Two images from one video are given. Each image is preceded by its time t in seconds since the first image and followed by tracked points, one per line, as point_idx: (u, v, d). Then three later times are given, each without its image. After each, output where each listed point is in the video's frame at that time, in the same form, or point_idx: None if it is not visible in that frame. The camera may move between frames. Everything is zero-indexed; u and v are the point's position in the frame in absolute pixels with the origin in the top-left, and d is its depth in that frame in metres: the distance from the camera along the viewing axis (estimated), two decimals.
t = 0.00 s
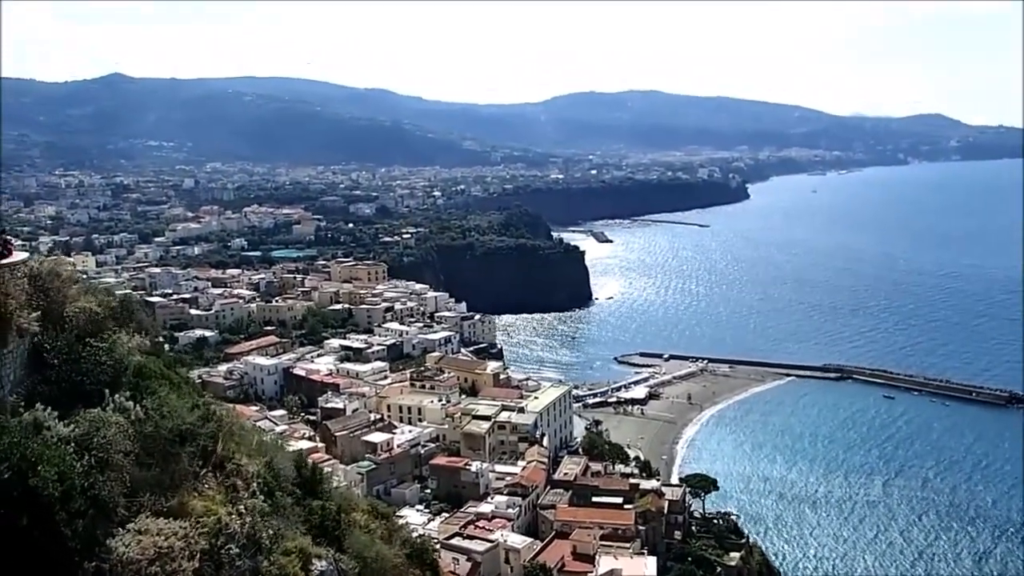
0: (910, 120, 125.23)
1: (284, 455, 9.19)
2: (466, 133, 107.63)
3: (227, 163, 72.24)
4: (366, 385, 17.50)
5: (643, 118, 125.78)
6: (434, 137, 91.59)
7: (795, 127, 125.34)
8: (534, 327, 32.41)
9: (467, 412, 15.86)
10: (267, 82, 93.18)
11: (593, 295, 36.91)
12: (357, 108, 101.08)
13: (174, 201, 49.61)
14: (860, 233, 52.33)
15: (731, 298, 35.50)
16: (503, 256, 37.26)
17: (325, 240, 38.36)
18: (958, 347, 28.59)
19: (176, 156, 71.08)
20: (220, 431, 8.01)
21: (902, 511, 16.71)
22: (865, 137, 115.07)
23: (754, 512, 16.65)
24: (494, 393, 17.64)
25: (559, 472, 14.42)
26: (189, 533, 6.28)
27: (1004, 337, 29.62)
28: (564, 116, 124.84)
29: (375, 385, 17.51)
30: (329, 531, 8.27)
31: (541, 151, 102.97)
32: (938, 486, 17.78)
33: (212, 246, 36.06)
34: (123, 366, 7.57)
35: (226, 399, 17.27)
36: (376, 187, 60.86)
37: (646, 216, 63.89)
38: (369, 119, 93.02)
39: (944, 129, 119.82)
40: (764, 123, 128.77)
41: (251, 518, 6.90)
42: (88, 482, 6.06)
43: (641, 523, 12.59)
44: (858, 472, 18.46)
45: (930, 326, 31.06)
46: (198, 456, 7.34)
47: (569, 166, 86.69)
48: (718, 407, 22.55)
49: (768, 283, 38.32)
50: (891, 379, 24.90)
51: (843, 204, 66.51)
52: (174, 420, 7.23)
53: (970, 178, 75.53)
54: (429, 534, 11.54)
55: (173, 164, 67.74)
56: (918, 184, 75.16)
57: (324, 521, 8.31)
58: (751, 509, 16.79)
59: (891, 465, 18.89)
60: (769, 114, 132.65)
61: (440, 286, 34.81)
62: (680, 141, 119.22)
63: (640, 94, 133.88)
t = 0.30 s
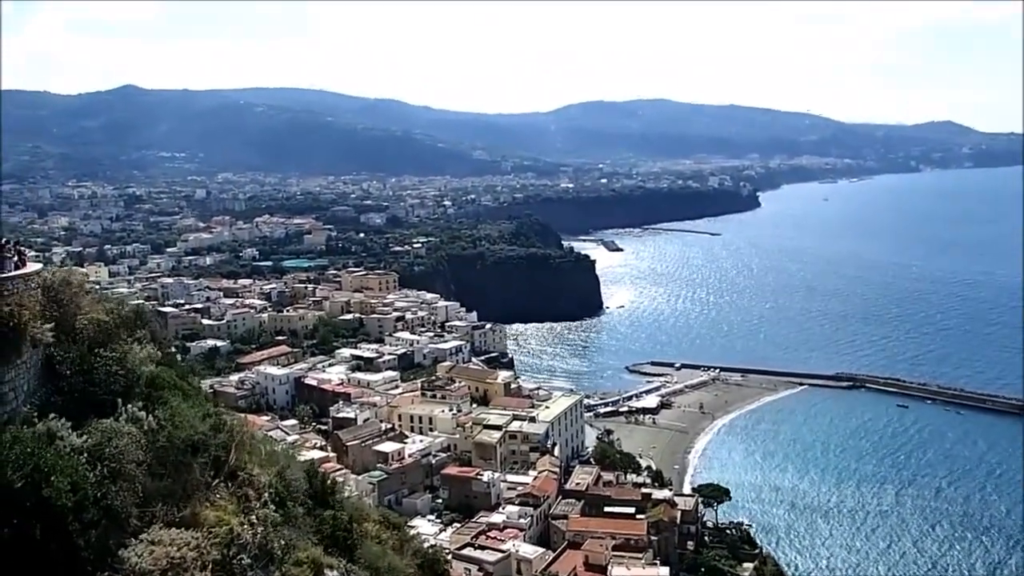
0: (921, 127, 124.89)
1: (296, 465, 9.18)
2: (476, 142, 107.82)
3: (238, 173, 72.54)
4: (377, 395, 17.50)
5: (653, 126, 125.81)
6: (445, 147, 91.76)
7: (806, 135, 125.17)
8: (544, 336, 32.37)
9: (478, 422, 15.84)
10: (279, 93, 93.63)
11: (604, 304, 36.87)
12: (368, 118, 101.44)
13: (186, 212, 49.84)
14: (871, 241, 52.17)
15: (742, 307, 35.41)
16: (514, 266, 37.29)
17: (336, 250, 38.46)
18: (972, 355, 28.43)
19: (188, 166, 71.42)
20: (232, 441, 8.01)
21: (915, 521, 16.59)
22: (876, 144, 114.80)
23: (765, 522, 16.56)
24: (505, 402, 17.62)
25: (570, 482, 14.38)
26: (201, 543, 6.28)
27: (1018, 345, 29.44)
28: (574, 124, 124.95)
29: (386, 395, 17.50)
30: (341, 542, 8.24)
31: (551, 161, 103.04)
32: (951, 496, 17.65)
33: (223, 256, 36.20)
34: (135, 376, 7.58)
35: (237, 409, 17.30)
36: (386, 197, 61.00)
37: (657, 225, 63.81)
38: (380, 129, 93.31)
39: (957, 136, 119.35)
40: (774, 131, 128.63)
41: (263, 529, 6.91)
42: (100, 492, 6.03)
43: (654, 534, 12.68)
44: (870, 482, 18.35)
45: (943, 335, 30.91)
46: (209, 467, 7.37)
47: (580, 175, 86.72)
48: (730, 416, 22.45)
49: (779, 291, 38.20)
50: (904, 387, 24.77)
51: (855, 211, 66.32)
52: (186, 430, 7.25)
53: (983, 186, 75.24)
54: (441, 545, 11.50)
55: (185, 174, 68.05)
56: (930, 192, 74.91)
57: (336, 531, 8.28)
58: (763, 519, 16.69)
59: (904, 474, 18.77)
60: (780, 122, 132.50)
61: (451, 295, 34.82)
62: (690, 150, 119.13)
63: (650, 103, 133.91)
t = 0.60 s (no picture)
0: (940, 139, 124.33)
1: (313, 479, 9.18)
2: (492, 157, 108.13)
3: (256, 189, 73.00)
4: (393, 409, 17.51)
5: (668, 139, 125.79)
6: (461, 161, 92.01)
7: (823, 147, 124.84)
8: (560, 350, 32.30)
9: (494, 437, 15.83)
10: (296, 109, 94.28)
11: (620, 318, 36.75)
12: (384, 133, 101.95)
13: (204, 227, 50.19)
14: (890, 252, 51.88)
15: (758, 320, 35.24)
16: (530, 279, 37.26)
17: (352, 264, 38.60)
18: (994, 368, 28.17)
19: (206, 182, 71.94)
20: (249, 456, 8.03)
21: (935, 538, 16.39)
22: (894, 157, 114.34)
23: (782, 538, 16.40)
24: (521, 416, 17.59)
25: (588, 497, 14.32)
26: (218, 558, 6.27)
27: None
28: (590, 138, 125.06)
29: (403, 409, 17.51)
30: (357, 556, 8.23)
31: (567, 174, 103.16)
32: (971, 511, 17.44)
33: (241, 271, 36.41)
34: (154, 391, 7.60)
35: (254, 424, 17.35)
36: (402, 211, 61.20)
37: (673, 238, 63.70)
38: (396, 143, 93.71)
39: (976, 148, 118.65)
40: (791, 143, 128.33)
41: (279, 543, 6.91)
42: (119, 506, 6.01)
43: (672, 549, 12.58)
44: (889, 497, 18.16)
45: (964, 347, 30.65)
46: (227, 481, 7.39)
47: (595, 188, 86.72)
48: (749, 431, 22.30)
49: (796, 304, 38.00)
50: (924, 401, 24.54)
51: (874, 224, 66.02)
52: (202, 445, 7.27)
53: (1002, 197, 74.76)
54: (457, 560, 11.47)
55: (203, 189, 68.53)
56: (948, 203, 74.52)
57: (352, 545, 8.27)
58: (780, 535, 16.55)
59: (923, 489, 18.57)
60: (797, 135, 132.22)
61: (467, 309, 34.84)
62: (706, 163, 119.00)
63: (665, 116, 133.94)
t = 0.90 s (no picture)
0: (957, 149, 123.69)
1: (329, 493, 9.19)
2: (507, 170, 108.31)
3: (272, 203, 73.38)
4: (409, 422, 17.51)
5: (683, 152, 125.69)
6: (475, 174, 92.21)
7: (839, 158, 124.42)
8: (576, 363, 32.23)
9: (510, 450, 15.80)
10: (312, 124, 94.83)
11: (635, 330, 36.63)
12: (400, 146, 102.35)
13: (221, 241, 50.47)
14: (907, 264, 51.54)
15: (774, 332, 35.04)
16: (546, 291, 37.22)
17: (368, 278, 38.72)
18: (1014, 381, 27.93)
19: (223, 196, 72.38)
20: (265, 469, 8.05)
21: (954, 552, 16.23)
22: (911, 167, 113.80)
23: (798, 552, 16.27)
24: (537, 430, 17.56)
25: (604, 511, 14.27)
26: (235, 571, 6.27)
27: None
28: (604, 150, 125.11)
29: (418, 422, 17.51)
30: (374, 569, 8.22)
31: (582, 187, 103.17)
32: (991, 525, 17.27)
33: (257, 284, 36.57)
34: (171, 405, 7.61)
35: (270, 437, 17.39)
36: (418, 225, 61.36)
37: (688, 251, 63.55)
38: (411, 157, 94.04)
39: (994, 158, 117.99)
40: (806, 155, 127.95)
41: (296, 557, 6.92)
42: (136, 520, 6.02)
43: (689, 563, 12.56)
44: (908, 511, 18.00)
45: (983, 360, 30.39)
46: (243, 494, 7.41)
47: (610, 200, 86.69)
48: (766, 444, 22.16)
49: (814, 316, 37.79)
50: (943, 414, 24.33)
51: (891, 235, 65.70)
52: (219, 459, 7.28)
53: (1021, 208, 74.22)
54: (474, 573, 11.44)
55: (220, 204, 68.95)
56: (967, 214, 74.06)
57: (369, 559, 8.27)
58: (797, 549, 16.42)
59: (941, 503, 18.40)
60: (812, 146, 131.87)
61: (482, 322, 34.85)
62: (721, 174, 118.78)
63: (680, 128, 133.88)
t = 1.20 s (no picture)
0: (960, 166, 123.73)
1: (330, 509, 9.14)
2: (510, 185, 108.46)
3: (275, 217, 73.49)
4: (410, 438, 17.45)
5: (686, 168, 125.84)
6: (478, 189, 92.35)
7: (841, 174, 124.47)
8: (578, 379, 32.13)
9: (512, 466, 15.75)
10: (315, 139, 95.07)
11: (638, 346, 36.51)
12: (403, 161, 102.56)
13: (224, 255, 50.50)
14: (910, 281, 51.44)
15: (777, 348, 34.95)
16: (548, 306, 37.13)
17: (370, 292, 38.72)
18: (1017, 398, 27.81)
19: (226, 210, 72.49)
20: (266, 485, 8.01)
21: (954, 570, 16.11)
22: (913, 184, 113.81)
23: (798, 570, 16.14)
24: (539, 446, 17.49)
25: (606, 528, 14.19)
26: None
27: None
28: (607, 166, 125.32)
29: (420, 438, 17.44)
30: None
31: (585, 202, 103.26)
32: (993, 543, 17.15)
33: (260, 299, 36.57)
34: (172, 420, 7.57)
35: (271, 452, 17.34)
36: (420, 239, 61.40)
37: (691, 266, 63.53)
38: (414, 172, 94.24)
39: (997, 175, 117.93)
40: (809, 171, 128.06)
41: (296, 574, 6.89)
42: (135, 536, 5.97)
43: None
44: (910, 529, 17.88)
45: (987, 376, 30.28)
46: (244, 510, 7.36)
47: (613, 216, 86.75)
48: (769, 461, 22.06)
49: (816, 332, 37.70)
50: (947, 430, 24.21)
51: (893, 251, 65.59)
52: (220, 473, 7.24)
53: None
54: None
55: (223, 218, 69.06)
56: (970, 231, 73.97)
57: None
58: (797, 566, 16.31)
59: (943, 520, 18.29)
60: (815, 162, 131.97)
61: (484, 337, 34.79)
62: (724, 190, 118.85)
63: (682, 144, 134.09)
